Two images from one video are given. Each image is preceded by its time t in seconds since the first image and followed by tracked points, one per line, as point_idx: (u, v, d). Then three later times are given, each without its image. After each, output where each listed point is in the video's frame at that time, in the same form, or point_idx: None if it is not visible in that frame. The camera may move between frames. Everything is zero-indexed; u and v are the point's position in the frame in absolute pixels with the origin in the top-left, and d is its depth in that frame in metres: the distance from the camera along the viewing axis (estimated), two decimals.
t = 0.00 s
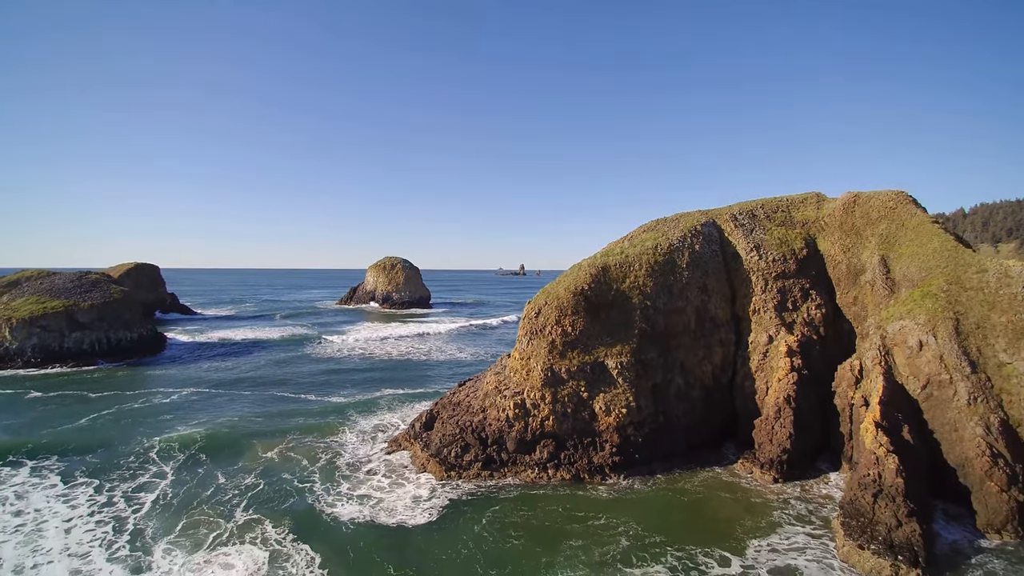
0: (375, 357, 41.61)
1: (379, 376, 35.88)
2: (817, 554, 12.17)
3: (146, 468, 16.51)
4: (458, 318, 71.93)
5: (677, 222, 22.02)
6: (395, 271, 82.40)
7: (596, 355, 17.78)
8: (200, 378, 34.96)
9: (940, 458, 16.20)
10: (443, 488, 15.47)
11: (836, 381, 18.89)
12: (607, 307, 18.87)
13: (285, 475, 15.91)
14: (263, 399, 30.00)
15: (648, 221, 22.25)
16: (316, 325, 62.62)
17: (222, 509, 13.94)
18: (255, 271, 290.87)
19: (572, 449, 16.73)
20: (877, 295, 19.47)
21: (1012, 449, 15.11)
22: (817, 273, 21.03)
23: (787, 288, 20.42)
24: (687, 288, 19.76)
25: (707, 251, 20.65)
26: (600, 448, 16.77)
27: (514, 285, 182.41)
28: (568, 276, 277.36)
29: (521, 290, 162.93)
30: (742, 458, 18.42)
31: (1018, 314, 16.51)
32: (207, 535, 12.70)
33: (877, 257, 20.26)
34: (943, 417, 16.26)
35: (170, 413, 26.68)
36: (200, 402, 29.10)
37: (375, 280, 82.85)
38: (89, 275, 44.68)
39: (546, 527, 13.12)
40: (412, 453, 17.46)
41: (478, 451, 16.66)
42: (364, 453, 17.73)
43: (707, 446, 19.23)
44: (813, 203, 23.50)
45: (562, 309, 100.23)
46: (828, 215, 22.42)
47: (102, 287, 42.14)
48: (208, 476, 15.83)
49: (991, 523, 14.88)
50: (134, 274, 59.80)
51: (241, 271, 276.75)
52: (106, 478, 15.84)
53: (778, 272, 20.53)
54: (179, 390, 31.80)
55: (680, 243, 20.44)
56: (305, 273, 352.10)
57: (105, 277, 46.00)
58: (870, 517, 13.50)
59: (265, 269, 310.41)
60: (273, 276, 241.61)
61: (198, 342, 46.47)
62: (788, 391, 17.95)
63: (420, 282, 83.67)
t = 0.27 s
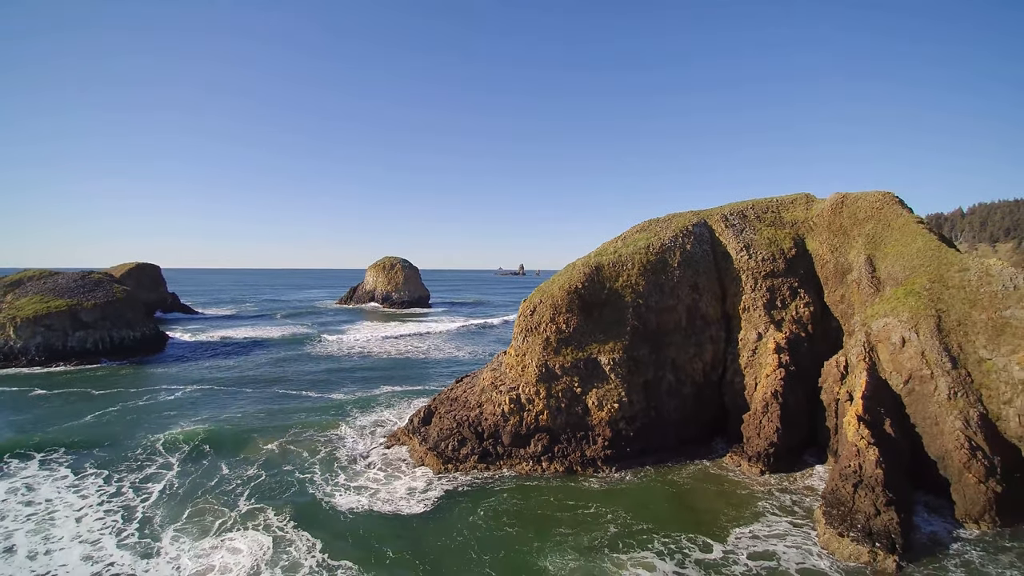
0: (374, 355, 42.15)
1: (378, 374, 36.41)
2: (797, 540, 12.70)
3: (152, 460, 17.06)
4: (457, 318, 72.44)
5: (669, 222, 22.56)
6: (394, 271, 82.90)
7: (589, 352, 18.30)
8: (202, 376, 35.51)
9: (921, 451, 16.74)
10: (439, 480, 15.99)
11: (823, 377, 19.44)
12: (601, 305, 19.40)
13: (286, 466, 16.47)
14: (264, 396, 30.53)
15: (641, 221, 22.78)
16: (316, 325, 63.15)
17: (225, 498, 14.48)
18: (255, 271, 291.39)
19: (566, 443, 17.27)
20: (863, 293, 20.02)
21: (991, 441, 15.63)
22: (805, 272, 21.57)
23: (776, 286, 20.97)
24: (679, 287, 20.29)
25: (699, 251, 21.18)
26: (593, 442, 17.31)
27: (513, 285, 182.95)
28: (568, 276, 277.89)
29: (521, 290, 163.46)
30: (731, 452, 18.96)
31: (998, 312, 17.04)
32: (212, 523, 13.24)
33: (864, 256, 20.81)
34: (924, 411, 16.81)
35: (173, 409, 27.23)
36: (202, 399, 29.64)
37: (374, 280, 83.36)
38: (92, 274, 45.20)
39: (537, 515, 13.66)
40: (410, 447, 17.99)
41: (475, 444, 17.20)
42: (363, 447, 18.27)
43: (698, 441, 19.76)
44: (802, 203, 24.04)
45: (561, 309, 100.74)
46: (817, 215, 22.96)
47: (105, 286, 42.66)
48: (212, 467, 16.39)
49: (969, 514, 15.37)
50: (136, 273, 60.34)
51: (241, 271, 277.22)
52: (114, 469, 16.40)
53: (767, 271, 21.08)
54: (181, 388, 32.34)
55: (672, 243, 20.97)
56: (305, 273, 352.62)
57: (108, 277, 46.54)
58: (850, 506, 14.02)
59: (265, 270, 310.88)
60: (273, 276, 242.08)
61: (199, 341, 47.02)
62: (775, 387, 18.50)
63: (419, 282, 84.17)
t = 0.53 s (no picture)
0: (374, 354, 42.70)
1: (377, 371, 36.96)
2: (778, 527, 13.25)
3: (158, 452, 17.63)
4: (456, 317, 72.99)
5: (662, 222, 23.11)
6: (394, 270, 83.45)
7: (583, 348, 18.84)
8: (204, 373, 36.09)
9: (904, 444, 17.27)
10: (436, 472, 16.55)
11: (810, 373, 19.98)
12: (595, 303, 19.94)
13: (287, 458, 17.07)
14: (266, 392, 31.09)
15: (635, 222, 23.32)
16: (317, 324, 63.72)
17: (229, 487, 15.06)
18: (255, 270, 292.01)
19: (560, 436, 17.82)
20: (850, 291, 20.57)
21: (971, 434, 16.16)
22: (795, 271, 22.10)
23: (766, 285, 21.50)
24: (671, 286, 20.83)
25: (691, 250, 21.73)
26: (586, 435, 17.86)
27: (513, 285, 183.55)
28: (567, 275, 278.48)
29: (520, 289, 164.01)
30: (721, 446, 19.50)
31: (979, 309, 17.57)
32: (218, 510, 13.80)
33: (851, 255, 21.36)
34: (907, 406, 17.34)
35: (176, 405, 27.79)
36: (205, 395, 30.20)
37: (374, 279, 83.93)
38: (95, 273, 45.76)
39: (529, 504, 14.22)
40: (408, 441, 18.53)
41: (472, 438, 17.76)
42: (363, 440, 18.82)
43: (689, 435, 20.30)
44: (793, 204, 24.58)
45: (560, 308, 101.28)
46: (806, 215, 23.52)
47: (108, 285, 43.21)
48: (217, 458, 16.97)
49: (949, 504, 15.89)
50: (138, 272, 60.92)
51: (241, 271, 277.84)
52: (122, 460, 16.97)
53: (757, 270, 21.63)
54: (183, 385, 32.91)
55: (664, 243, 21.51)
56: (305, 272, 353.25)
57: (111, 276, 47.10)
58: (832, 495, 14.55)
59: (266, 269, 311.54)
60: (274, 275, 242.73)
61: (201, 340, 47.59)
62: (763, 382, 19.03)
63: (419, 281, 84.71)
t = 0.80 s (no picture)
0: (374, 352, 43.22)
1: (377, 369, 37.48)
2: (760, 515, 13.80)
3: (164, 444, 18.19)
4: (456, 316, 73.51)
5: (656, 222, 23.65)
6: (394, 270, 83.97)
7: (577, 345, 19.39)
8: (206, 371, 36.64)
9: (888, 437, 17.80)
10: (434, 464, 17.09)
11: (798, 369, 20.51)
12: (589, 301, 20.49)
13: (289, 449, 17.65)
14: (267, 389, 31.63)
15: (629, 222, 23.87)
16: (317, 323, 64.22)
17: (233, 476, 15.62)
18: (256, 270, 292.61)
19: (555, 430, 18.36)
20: (838, 289, 21.12)
21: (952, 427, 16.68)
22: (785, 270, 22.64)
23: (756, 283, 22.03)
24: (663, 284, 21.37)
25: (683, 249, 22.26)
26: (580, 429, 18.40)
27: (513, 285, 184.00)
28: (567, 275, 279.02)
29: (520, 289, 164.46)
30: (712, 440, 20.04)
31: (961, 306, 18.09)
32: (223, 498, 14.36)
33: (839, 254, 21.91)
34: (891, 400, 17.88)
35: (180, 401, 28.34)
36: (207, 392, 30.75)
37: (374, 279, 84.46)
38: (99, 272, 46.33)
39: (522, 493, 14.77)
40: (407, 435, 19.05)
41: (469, 431, 18.31)
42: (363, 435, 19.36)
43: (681, 430, 20.83)
44: (784, 204, 25.12)
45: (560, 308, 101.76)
46: (797, 215, 24.05)
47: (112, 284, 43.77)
48: (221, 450, 17.56)
49: (930, 495, 16.40)
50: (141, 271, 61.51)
51: (241, 271, 278.41)
52: (129, 452, 17.52)
53: (748, 269, 22.17)
54: (186, 382, 33.44)
55: (657, 242, 22.05)
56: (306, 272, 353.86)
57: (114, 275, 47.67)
58: (814, 485, 15.09)
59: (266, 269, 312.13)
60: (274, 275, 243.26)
61: (203, 338, 48.15)
62: (752, 377, 19.55)
63: (419, 281, 85.26)
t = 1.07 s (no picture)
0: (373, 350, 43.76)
1: (376, 367, 38.03)
2: (744, 503, 14.36)
3: (169, 437, 18.74)
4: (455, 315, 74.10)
5: (649, 222, 24.19)
6: (394, 270, 84.54)
7: (572, 341, 19.93)
8: (207, 368, 37.18)
9: (872, 430, 18.36)
10: (431, 457, 17.62)
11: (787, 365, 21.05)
12: (583, 299, 21.03)
13: (289, 441, 18.22)
14: (269, 386, 32.17)
15: (624, 222, 24.41)
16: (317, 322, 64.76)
17: (236, 466, 16.18)
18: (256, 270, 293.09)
19: (549, 424, 18.89)
20: (826, 287, 21.67)
21: (934, 420, 17.23)
22: (775, 268, 23.17)
23: (747, 281, 22.56)
24: (656, 282, 21.90)
25: (676, 248, 22.80)
26: (574, 423, 18.94)
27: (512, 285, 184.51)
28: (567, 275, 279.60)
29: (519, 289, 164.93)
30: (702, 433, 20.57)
31: (944, 303, 18.63)
32: (227, 487, 14.90)
33: (827, 253, 22.47)
34: (875, 394, 18.43)
35: (182, 398, 28.88)
36: (209, 389, 31.29)
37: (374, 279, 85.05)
38: (101, 271, 46.88)
39: (515, 482, 15.33)
40: (406, 429, 19.58)
41: (466, 425, 18.86)
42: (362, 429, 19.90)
43: (673, 424, 21.37)
44: (775, 204, 25.65)
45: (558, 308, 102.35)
46: (787, 215, 24.59)
47: (114, 283, 44.30)
48: (223, 442, 18.12)
49: (912, 485, 16.98)
50: (143, 270, 62.08)
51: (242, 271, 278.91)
52: (135, 444, 18.06)
53: (738, 267, 22.71)
54: (188, 379, 33.98)
55: (650, 241, 22.58)
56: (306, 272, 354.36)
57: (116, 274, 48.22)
58: (798, 475, 15.65)
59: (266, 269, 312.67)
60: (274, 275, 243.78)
61: (205, 337, 48.70)
62: (742, 372, 20.09)
63: (418, 281, 85.82)
